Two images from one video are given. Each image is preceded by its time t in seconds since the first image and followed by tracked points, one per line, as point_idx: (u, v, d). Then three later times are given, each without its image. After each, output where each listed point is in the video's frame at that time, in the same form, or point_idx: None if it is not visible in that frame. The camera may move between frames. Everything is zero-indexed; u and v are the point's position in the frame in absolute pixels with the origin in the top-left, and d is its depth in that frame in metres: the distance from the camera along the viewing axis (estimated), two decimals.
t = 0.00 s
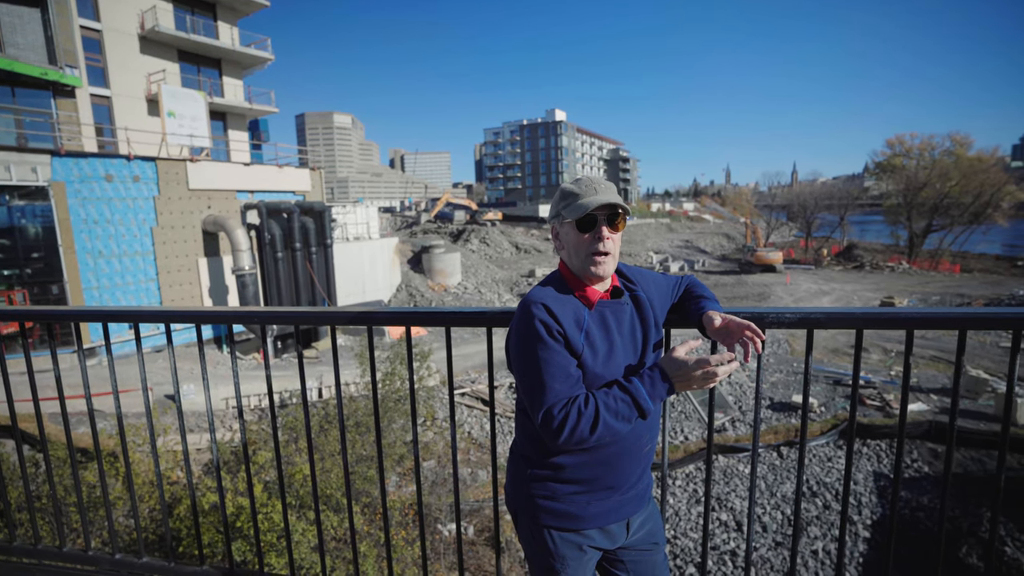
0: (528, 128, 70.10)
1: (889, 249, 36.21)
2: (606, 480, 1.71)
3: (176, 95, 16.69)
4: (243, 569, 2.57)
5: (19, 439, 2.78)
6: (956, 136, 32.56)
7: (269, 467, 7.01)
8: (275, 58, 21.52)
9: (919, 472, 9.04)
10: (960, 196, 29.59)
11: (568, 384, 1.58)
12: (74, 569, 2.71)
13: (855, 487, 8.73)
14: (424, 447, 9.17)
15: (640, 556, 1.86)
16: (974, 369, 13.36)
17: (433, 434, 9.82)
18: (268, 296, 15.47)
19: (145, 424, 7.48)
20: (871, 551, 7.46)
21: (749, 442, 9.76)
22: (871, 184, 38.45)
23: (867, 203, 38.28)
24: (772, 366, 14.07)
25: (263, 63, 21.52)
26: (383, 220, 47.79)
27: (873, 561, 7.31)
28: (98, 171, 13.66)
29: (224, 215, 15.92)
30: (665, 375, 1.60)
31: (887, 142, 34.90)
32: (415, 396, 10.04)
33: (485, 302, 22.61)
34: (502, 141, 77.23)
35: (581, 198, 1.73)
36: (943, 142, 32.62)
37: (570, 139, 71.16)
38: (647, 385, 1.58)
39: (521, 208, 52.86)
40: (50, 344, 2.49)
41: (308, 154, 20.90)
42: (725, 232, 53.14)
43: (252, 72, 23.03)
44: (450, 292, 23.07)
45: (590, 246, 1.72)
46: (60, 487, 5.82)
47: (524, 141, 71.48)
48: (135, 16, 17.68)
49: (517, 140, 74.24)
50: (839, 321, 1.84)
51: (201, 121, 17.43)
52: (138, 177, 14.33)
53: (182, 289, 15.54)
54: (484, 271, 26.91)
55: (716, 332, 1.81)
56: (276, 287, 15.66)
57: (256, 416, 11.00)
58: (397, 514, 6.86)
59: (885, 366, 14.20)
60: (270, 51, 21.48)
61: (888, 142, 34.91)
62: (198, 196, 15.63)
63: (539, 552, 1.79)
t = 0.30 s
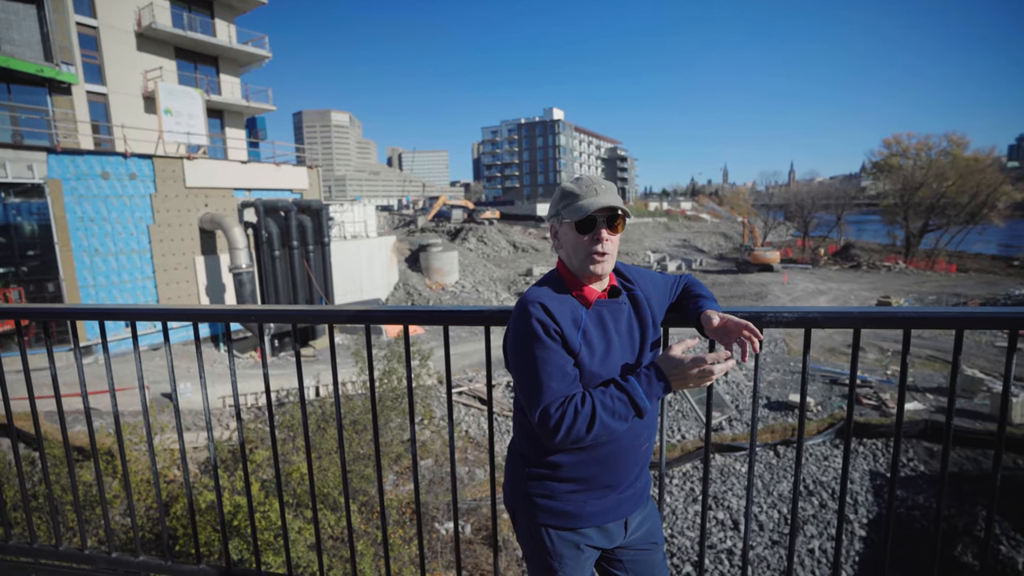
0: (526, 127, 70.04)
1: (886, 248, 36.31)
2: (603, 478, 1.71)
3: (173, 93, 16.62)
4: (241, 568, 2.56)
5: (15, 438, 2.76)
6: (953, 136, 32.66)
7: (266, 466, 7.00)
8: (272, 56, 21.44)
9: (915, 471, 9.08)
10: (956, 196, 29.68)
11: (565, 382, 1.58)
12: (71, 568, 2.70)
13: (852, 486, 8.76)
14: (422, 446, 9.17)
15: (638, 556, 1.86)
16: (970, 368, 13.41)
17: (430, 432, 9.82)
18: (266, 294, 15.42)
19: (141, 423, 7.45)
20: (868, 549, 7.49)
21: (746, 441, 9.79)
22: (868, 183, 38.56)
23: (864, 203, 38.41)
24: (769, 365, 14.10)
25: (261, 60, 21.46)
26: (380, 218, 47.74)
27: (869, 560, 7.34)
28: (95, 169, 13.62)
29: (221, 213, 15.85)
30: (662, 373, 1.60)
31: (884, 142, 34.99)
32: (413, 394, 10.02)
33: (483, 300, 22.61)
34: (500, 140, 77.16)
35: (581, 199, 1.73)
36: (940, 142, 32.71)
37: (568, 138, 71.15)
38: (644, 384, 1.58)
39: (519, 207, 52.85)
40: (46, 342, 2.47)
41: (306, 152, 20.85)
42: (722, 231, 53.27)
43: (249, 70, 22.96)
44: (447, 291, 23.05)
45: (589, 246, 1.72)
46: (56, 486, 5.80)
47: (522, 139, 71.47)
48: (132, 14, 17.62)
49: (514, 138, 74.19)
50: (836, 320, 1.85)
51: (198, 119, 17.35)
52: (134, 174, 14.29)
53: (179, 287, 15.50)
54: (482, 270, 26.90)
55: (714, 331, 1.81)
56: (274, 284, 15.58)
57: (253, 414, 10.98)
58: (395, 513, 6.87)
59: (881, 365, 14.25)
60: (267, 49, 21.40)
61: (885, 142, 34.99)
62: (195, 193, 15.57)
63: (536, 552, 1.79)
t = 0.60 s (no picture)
0: (525, 126, 69.98)
1: (883, 248, 36.40)
2: (601, 478, 1.71)
3: (170, 90, 16.58)
4: (238, 568, 2.55)
5: (11, 436, 2.74)
6: (950, 137, 32.75)
7: (264, 464, 7.00)
8: (270, 54, 21.40)
9: (912, 470, 9.10)
10: (953, 196, 29.79)
11: (563, 382, 1.58)
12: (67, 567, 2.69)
13: (848, 485, 8.78)
14: (420, 445, 9.19)
15: (638, 556, 1.86)
16: (967, 368, 13.46)
17: (428, 431, 9.83)
18: (263, 292, 15.34)
19: (138, 421, 7.44)
20: (864, 549, 7.51)
21: (743, 441, 9.82)
22: (865, 183, 38.67)
23: (861, 203, 38.54)
24: (766, 365, 14.14)
25: (259, 58, 21.41)
26: (378, 217, 47.67)
27: (865, 559, 7.37)
28: (92, 167, 13.59)
29: (218, 211, 15.77)
30: (660, 373, 1.60)
31: (882, 142, 35.07)
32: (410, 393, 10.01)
33: (481, 299, 22.60)
34: (498, 139, 77.09)
35: (580, 198, 1.73)
36: (937, 143, 32.82)
37: (566, 137, 71.17)
38: (641, 383, 1.58)
39: (517, 206, 52.81)
40: (43, 341, 2.46)
41: (304, 151, 20.81)
42: (720, 231, 53.34)
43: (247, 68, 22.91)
44: (446, 290, 23.03)
45: (588, 246, 1.72)
46: (54, 484, 5.80)
47: (521, 138, 71.47)
48: (129, 11, 17.57)
49: (513, 137, 74.14)
50: (835, 320, 1.85)
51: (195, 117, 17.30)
52: (132, 172, 14.26)
53: (176, 285, 15.42)
54: (480, 269, 26.88)
55: (712, 331, 1.81)
56: (272, 283, 15.39)
57: (250, 413, 10.97)
58: (392, 512, 6.87)
59: (878, 365, 14.29)
60: (265, 47, 21.37)
61: (882, 142, 35.07)
62: (192, 191, 15.52)
63: (534, 551, 1.79)
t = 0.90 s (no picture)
0: (522, 127, 70.03)
1: (879, 249, 36.51)
2: (598, 479, 1.71)
3: (167, 91, 16.54)
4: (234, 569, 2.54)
5: (5, 439, 2.72)
6: (946, 138, 32.85)
7: (261, 467, 6.97)
8: (268, 55, 21.38)
9: (909, 471, 9.12)
10: (949, 197, 29.88)
11: (560, 383, 1.57)
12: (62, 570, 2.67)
13: (846, 486, 8.79)
14: (417, 446, 9.17)
15: (634, 557, 1.86)
16: (963, 369, 13.49)
17: (426, 433, 9.82)
18: (261, 294, 15.33)
19: (135, 423, 7.41)
20: (862, 549, 7.52)
21: (741, 442, 9.82)
22: (862, 184, 38.77)
23: (858, 204, 38.64)
24: (764, 366, 14.15)
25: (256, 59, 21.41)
26: (376, 218, 47.58)
27: (863, 559, 7.37)
28: (89, 168, 13.54)
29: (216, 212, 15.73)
30: (658, 374, 1.59)
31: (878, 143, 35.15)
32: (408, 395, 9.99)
33: (478, 300, 22.59)
34: (496, 140, 77.14)
35: (576, 198, 1.73)
36: (933, 144, 32.90)
37: (564, 138, 71.22)
38: (639, 385, 1.58)
39: (515, 207, 52.80)
40: (38, 343, 2.44)
41: (301, 152, 20.79)
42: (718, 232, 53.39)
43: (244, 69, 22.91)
44: (443, 291, 23.01)
45: (585, 246, 1.71)
46: (49, 487, 5.77)
47: (518, 140, 71.50)
48: (126, 12, 17.51)
49: (510, 139, 74.19)
50: (833, 321, 1.85)
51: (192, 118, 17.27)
52: (129, 173, 14.21)
53: (174, 287, 15.39)
54: (478, 270, 26.88)
55: (710, 332, 1.81)
56: (269, 284, 15.48)
57: (247, 415, 10.95)
58: (390, 514, 6.86)
59: (875, 365, 14.31)
60: (263, 48, 21.34)
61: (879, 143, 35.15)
62: (190, 193, 15.48)
63: (531, 553, 1.79)
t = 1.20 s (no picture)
0: (520, 127, 70.04)
1: (875, 250, 36.62)
2: (596, 480, 1.70)
3: (163, 90, 16.47)
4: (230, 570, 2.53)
5: None
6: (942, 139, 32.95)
7: (258, 467, 6.93)
8: (265, 54, 21.31)
9: (905, 471, 9.13)
10: (945, 198, 29.98)
11: (561, 385, 1.56)
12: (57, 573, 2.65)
13: (842, 485, 8.81)
14: (415, 447, 9.15)
15: (631, 556, 1.85)
16: (958, 369, 13.54)
17: (423, 433, 9.80)
18: (258, 294, 15.31)
19: (131, 424, 7.36)
20: (858, 549, 7.54)
21: (738, 442, 9.83)
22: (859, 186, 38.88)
23: (854, 205, 38.75)
24: (761, 366, 14.16)
25: (253, 59, 21.37)
26: (374, 218, 47.50)
27: (858, 559, 7.38)
28: (83, 167, 13.48)
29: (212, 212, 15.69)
30: (658, 376, 1.59)
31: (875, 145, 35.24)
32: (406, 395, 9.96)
33: (476, 301, 22.56)
34: (494, 140, 77.13)
35: (577, 199, 1.72)
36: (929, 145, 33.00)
37: (561, 139, 71.20)
38: (639, 387, 1.57)
39: (512, 208, 52.77)
40: (32, 343, 2.41)
41: (299, 152, 20.74)
42: (715, 232, 53.47)
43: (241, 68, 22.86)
44: (441, 291, 22.99)
45: (586, 247, 1.71)
46: (43, 488, 5.73)
47: (516, 140, 71.46)
48: (122, 10, 17.41)
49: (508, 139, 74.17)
50: (831, 322, 1.84)
51: (189, 117, 17.24)
52: (124, 173, 14.15)
53: (169, 287, 15.34)
54: (475, 270, 26.86)
55: (709, 334, 1.80)
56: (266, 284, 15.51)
57: (244, 416, 10.90)
58: (387, 514, 6.84)
59: (871, 366, 14.35)
60: (260, 47, 21.26)
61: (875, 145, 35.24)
62: (186, 192, 15.42)
63: (528, 553, 1.78)
